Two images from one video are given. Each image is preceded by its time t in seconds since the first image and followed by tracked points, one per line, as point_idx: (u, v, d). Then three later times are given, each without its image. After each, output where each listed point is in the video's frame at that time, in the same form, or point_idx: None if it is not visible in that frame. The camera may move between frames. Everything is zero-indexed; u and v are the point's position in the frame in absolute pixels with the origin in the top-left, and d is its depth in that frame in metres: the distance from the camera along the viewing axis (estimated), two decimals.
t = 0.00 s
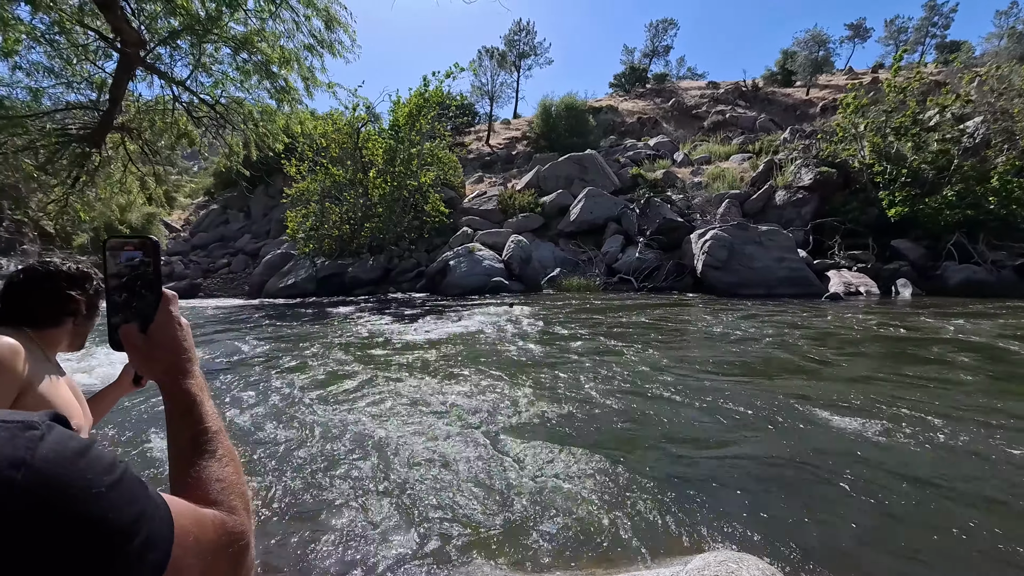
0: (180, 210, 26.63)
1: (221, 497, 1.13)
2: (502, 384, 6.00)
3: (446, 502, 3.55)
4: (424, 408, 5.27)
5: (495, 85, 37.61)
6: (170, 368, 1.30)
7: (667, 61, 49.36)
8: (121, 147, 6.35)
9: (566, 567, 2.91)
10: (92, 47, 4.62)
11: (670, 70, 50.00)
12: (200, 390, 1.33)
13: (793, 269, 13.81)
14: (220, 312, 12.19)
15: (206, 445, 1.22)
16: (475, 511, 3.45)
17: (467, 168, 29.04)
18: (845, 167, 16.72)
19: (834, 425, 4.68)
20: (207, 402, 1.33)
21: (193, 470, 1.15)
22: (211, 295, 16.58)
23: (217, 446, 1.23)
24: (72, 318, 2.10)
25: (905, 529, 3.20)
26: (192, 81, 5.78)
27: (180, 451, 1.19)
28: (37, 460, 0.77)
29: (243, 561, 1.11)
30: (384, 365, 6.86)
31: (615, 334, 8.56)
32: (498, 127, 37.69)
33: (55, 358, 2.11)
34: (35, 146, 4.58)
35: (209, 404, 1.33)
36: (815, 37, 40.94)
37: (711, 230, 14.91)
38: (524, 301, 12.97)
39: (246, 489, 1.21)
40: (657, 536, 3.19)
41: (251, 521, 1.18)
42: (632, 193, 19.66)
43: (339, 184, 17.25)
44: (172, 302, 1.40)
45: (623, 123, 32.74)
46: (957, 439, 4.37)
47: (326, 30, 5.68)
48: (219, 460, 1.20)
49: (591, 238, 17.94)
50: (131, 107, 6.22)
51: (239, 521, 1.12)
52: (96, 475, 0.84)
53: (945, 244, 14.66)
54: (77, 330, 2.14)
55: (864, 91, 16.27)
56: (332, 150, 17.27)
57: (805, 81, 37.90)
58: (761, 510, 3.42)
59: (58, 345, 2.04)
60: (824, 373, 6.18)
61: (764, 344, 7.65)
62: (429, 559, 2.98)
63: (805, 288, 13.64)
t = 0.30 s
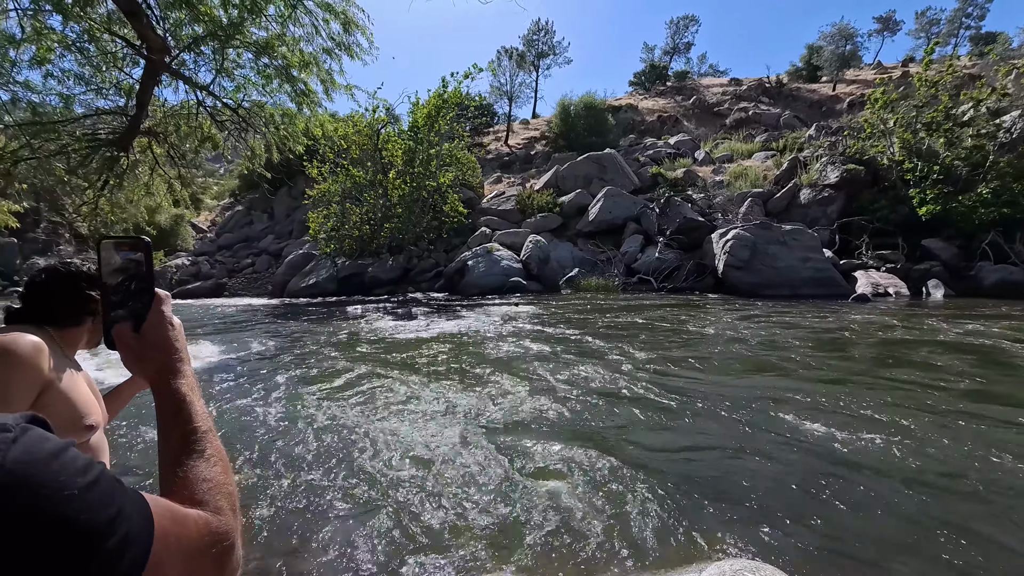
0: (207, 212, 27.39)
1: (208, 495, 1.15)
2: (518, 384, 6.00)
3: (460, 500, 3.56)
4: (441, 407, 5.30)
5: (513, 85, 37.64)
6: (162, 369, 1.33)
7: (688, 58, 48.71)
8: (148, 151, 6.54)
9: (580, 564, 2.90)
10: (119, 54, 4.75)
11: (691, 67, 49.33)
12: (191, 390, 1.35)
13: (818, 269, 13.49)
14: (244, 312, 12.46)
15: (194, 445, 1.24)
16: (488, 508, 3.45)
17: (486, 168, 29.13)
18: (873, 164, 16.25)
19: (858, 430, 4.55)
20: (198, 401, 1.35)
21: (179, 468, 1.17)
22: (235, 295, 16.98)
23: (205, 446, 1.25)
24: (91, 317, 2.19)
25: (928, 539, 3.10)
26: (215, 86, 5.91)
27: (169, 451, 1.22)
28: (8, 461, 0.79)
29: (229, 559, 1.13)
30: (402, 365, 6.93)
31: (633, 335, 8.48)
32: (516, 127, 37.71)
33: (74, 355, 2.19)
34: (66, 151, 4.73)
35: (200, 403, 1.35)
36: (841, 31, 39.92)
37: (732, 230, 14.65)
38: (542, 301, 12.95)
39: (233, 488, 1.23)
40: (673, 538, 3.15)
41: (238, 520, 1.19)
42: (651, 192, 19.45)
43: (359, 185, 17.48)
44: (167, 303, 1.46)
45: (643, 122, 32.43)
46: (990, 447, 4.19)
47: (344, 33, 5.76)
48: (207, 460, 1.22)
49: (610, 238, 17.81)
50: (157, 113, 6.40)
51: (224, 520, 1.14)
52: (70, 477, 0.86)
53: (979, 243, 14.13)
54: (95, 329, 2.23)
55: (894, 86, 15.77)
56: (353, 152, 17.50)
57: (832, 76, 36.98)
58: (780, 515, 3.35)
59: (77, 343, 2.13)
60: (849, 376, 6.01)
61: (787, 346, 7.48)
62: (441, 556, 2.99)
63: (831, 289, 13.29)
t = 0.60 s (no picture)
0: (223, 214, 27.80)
1: (165, 497, 1.15)
2: (526, 384, 5.97)
3: (466, 497, 3.54)
4: (449, 406, 5.29)
5: (524, 86, 37.63)
6: (123, 365, 1.32)
7: (701, 57, 48.27)
8: (161, 153, 6.64)
9: (584, 561, 2.86)
10: (132, 57, 4.84)
11: (703, 66, 48.90)
12: (154, 385, 1.35)
13: (834, 269, 13.25)
14: (257, 312, 12.59)
15: (153, 444, 1.24)
16: (493, 505, 3.44)
17: (497, 169, 29.15)
18: (891, 162, 15.94)
19: (873, 432, 4.44)
20: (159, 399, 1.35)
21: (135, 471, 1.17)
22: (249, 296, 17.18)
23: (166, 446, 1.25)
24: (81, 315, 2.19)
25: (944, 541, 3.00)
26: (227, 89, 5.98)
27: (126, 450, 1.21)
28: None
29: (184, 564, 1.11)
30: (411, 365, 6.94)
31: (644, 337, 8.40)
32: (528, 128, 37.70)
33: (65, 355, 2.20)
34: (81, 151, 4.81)
35: (163, 401, 1.35)
36: (858, 28, 39.29)
37: (746, 230, 14.47)
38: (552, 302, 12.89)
39: (194, 489, 1.23)
40: (679, 536, 3.09)
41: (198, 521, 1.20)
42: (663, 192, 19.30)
43: (371, 186, 17.58)
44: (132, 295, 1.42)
45: (655, 121, 32.21)
46: (1013, 451, 4.04)
47: (352, 34, 5.79)
48: (168, 462, 1.23)
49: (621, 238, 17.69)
50: (170, 115, 6.50)
51: (181, 524, 1.14)
52: None
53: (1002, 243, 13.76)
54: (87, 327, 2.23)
55: (913, 83, 15.45)
56: (365, 153, 17.62)
57: (848, 74, 36.40)
58: (790, 516, 3.27)
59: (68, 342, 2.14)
60: (865, 379, 5.88)
61: (801, 348, 7.36)
62: (444, 551, 2.98)
63: (847, 290, 13.05)
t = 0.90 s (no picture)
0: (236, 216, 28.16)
1: (83, 513, 1.05)
2: (534, 384, 5.91)
3: (471, 496, 3.48)
4: (456, 405, 5.26)
5: (534, 87, 37.63)
6: (51, 369, 1.32)
7: (712, 57, 47.91)
8: (171, 153, 6.71)
9: (585, 563, 2.80)
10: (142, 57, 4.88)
11: (714, 66, 48.53)
12: (84, 387, 1.32)
13: (849, 270, 13.02)
14: (268, 313, 12.69)
15: (76, 450, 1.16)
16: (498, 503, 3.38)
17: (506, 170, 29.15)
18: (908, 161, 15.65)
19: (890, 434, 4.31)
20: (91, 399, 1.31)
21: (56, 482, 1.08)
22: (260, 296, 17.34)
23: (91, 455, 1.17)
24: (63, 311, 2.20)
25: (963, 546, 2.88)
26: (235, 89, 6.01)
27: (48, 456, 1.13)
28: None
29: None
30: (418, 365, 6.92)
31: (654, 338, 8.29)
32: (537, 129, 37.67)
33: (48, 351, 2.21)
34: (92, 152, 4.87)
35: (96, 404, 1.30)
36: (873, 26, 38.73)
37: (758, 230, 14.28)
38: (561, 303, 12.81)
39: (122, 504, 1.14)
40: (686, 538, 3.00)
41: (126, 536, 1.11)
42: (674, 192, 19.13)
43: (381, 188, 17.65)
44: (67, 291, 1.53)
45: (666, 122, 32.00)
46: None
47: (359, 33, 5.79)
48: (93, 474, 1.13)
49: (631, 239, 17.56)
50: (179, 116, 6.55)
51: (100, 544, 1.04)
52: None
53: None
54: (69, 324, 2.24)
55: (931, 79, 15.15)
56: (375, 155, 17.70)
57: (862, 72, 35.90)
58: (802, 518, 3.16)
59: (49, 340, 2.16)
60: (882, 380, 5.73)
61: (814, 349, 7.23)
62: (446, 550, 2.94)
63: (863, 291, 12.80)
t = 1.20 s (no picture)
0: (250, 217, 28.54)
1: (11, 544, 0.90)
2: (543, 387, 5.88)
3: (475, 499, 3.46)
4: (463, 408, 5.24)
5: (545, 88, 37.60)
6: None
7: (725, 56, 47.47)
8: (183, 156, 6.80)
9: (585, 568, 2.76)
10: (154, 61, 4.95)
11: (727, 65, 48.05)
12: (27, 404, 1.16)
13: (866, 271, 12.78)
14: (280, 314, 12.81)
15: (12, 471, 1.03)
16: (503, 507, 3.36)
17: (517, 171, 29.15)
18: (926, 160, 15.36)
19: (906, 440, 4.21)
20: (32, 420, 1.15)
21: None
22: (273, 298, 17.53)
23: (28, 480, 1.04)
24: (56, 316, 2.26)
25: (976, 556, 2.80)
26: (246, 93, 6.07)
27: None
28: None
29: None
30: (427, 367, 6.92)
31: (665, 340, 8.20)
32: (548, 130, 37.64)
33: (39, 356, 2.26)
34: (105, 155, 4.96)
35: (36, 423, 1.16)
36: (890, 23, 38.05)
37: (772, 232, 14.09)
38: (572, 305, 12.76)
39: (60, 531, 0.99)
40: (688, 543, 2.96)
41: (63, 567, 0.93)
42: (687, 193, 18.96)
43: (392, 189, 17.74)
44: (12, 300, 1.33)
45: (678, 122, 31.76)
46: None
47: (368, 35, 5.81)
48: (30, 500, 1.01)
49: (643, 240, 17.42)
50: (191, 120, 6.63)
51: None
52: None
53: None
54: (61, 328, 2.30)
55: (950, 76, 14.84)
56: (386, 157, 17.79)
57: (879, 70, 35.28)
58: (810, 526, 3.09)
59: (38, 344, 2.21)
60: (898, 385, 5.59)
61: (828, 353, 7.10)
62: (449, 553, 2.92)
63: (880, 294, 12.54)
